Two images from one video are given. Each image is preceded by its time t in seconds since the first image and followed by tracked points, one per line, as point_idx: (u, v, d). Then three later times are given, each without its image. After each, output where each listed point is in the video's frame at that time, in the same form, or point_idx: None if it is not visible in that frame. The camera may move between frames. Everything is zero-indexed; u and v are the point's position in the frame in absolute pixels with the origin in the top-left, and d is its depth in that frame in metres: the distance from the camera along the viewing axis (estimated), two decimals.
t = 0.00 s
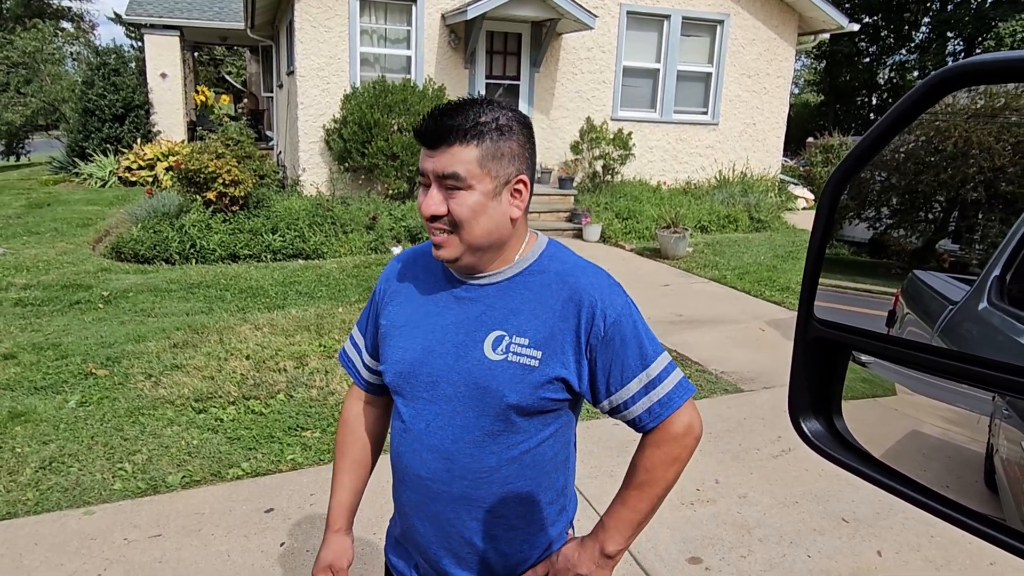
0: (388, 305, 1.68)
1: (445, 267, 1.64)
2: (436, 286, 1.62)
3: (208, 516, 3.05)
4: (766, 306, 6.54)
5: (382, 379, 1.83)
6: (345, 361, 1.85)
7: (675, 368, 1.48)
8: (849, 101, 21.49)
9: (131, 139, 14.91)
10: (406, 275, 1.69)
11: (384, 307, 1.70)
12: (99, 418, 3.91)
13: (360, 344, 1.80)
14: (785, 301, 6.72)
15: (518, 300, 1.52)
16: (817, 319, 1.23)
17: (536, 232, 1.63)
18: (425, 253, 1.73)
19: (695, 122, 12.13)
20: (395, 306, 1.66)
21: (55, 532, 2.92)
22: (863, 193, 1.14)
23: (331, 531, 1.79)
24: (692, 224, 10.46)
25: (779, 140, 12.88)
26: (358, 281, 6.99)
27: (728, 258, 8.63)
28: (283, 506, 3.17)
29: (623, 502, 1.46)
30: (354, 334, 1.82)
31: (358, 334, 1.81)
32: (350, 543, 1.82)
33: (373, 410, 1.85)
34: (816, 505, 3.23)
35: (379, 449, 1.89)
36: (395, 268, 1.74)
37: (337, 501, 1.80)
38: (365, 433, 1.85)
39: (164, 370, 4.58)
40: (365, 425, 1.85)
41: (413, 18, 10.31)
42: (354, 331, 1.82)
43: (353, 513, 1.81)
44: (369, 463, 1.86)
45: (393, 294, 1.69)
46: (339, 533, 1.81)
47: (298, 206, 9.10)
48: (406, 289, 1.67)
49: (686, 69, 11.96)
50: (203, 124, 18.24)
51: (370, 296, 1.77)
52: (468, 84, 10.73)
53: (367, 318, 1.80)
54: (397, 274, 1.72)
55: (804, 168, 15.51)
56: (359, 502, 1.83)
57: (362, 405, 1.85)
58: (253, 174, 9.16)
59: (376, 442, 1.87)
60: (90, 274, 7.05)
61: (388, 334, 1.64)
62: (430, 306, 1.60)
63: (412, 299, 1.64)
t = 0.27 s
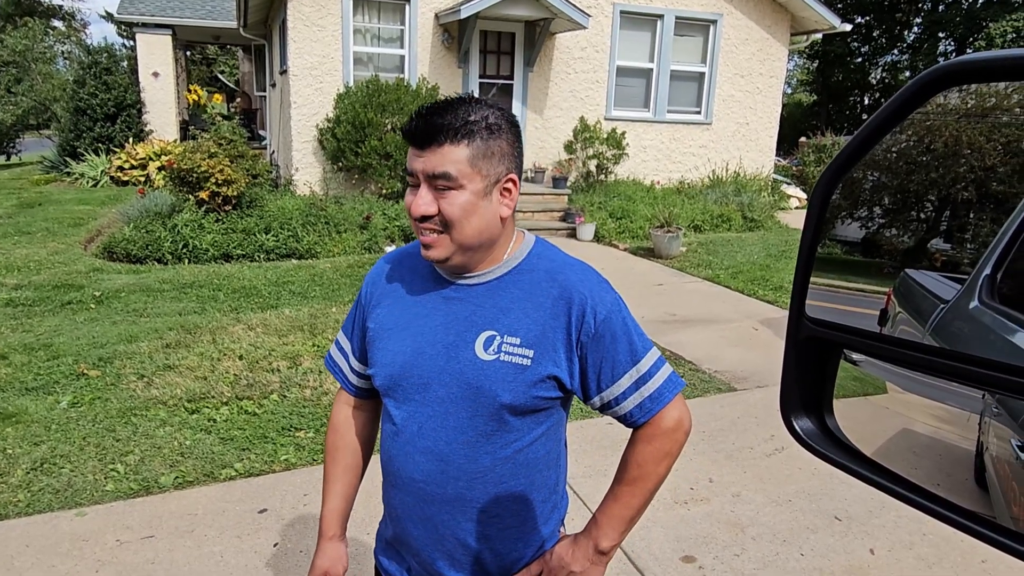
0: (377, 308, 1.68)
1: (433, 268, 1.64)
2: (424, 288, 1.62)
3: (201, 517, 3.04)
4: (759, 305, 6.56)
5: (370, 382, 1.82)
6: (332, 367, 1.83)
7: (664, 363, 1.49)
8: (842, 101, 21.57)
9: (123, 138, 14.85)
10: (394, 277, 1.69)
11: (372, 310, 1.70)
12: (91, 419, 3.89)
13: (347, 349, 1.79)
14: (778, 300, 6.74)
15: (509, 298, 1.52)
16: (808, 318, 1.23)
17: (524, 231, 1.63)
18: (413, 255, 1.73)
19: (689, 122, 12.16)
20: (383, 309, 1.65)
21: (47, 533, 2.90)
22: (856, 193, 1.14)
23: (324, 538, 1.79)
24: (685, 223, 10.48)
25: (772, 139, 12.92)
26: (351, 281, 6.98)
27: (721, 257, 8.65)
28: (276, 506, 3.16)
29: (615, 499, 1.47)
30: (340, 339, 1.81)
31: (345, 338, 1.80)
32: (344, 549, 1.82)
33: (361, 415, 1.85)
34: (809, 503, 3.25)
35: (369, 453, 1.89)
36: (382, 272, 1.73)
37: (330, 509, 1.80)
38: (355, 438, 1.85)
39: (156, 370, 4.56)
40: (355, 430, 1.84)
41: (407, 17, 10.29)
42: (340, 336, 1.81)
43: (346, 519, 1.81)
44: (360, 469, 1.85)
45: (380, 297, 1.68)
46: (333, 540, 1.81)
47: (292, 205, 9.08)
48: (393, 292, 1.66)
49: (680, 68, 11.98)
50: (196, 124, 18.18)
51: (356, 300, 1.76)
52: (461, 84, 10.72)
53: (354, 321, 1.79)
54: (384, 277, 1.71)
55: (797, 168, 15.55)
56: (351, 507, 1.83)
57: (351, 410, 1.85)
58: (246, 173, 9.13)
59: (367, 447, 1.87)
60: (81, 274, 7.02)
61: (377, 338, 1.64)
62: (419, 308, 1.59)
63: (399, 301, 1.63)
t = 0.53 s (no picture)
0: (369, 310, 1.68)
1: (425, 269, 1.64)
2: (416, 290, 1.62)
3: (194, 519, 3.03)
4: (752, 305, 6.58)
5: (363, 384, 1.82)
6: (325, 368, 1.84)
7: (657, 365, 1.50)
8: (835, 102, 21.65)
9: (116, 138, 14.79)
10: (386, 279, 1.69)
11: (364, 312, 1.70)
12: (84, 421, 3.87)
13: (340, 350, 1.79)
14: (771, 300, 6.76)
15: (501, 299, 1.53)
16: (800, 319, 1.24)
17: (515, 232, 1.64)
18: (405, 255, 1.73)
19: (682, 122, 12.18)
20: (375, 311, 1.66)
21: (39, 536, 2.89)
22: (848, 194, 1.15)
23: (318, 541, 1.79)
24: (679, 223, 10.50)
25: (765, 140, 12.96)
26: (345, 282, 6.97)
27: (715, 257, 8.67)
28: (270, 507, 3.16)
29: (608, 500, 1.47)
30: (333, 340, 1.81)
31: (337, 339, 1.80)
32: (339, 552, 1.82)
33: (354, 416, 1.85)
34: (802, 502, 3.26)
35: (363, 455, 1.89)
36: (373, 274, 1.73)
37: (324, 511, 1.80)
38: (348, 440, 1.85)
39: (149, 371, 4.55)
40: (348, 432, 1.84)
41: (400, 17, 10.29)
42: (332, 338, 1.81)
43: (339, 521, 1.81)
44: (354, 471, 1.85)
45: (373, 300, 1.68)
46: (327, 543, 1.80)
47: (285, 206, 9.05)
48: (385, 294, 1.66)
49: (673, 69, 12.00)
50: (189, 124, 18.13)
51: (348, 302, 1.76)
52: (455, 84, 10.72)
53: (346, 322, 1.79)
54: (376, 279, 1.71)
55: (790, 168, 15.61)
56: (345, 510, 1.83)
57: (344, 412, 1.85)
58: (239, 174, 9.10)
59: (360, 448, 1.87)
60: (74, 275, 6.99)
61: (369, 339, 1.64)
62: (411, 310, 1.60)
63: (391, 304, 1.64)
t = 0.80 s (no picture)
0: (363, 312, 1.68)
1: (420, 271, 1.64)
2: (410, 292, 1.62)
3: (189, 522, 3.02)
4: (747, 306, 6.59)
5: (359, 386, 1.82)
6: (320, 370, 1.83)
7: (653, 369, 1.49)
8: (827, 104, 21.75)
9: (108, 140, 14.74)
10: (382, 280, 1.69)
11: (359, 314, 1.70)
12: (77, 424, 3.86)
13: (335, 351, 1.79)
14: (765, 300, 6.78)
15: (496, 302, 1.53)
16: (795, 319, 1.24)
17: (510, 233, 1.64)
18: (400, 257, 1.73)
19: (676, 124, 12.21)
20: (370, 313, 1.66)
21: (32, 539, 2.87)
22: (842, 195, 1.15)
23: (313, 543, 1.78)
24: (673, 224, 10.52)
25: (758, 141, 13.01)
26: (340, 283, 6.96)
27: (709, 258, 8.70)
28: (265, 510, 3.15)
29: (603, 503, 1.47)
30: (327, 342, 1.80)
31: (332, 341, 1.80)
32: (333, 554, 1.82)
33: (349, 418, 1.84)
34: (797, 502, 3.27)
35: (358, 458, 1.88)
36: (368, 276, 1.73)
37: (319, 513, 1.80)
38: (343, 442, 1.85)
39: (142, 374, 4.53)
40: (343, 434, 1.84)
41: (394, 19, 10.29)
42: (326, 339, 1.81)
43: (334, 524, 1.81)
44: (348, 473, 1.85)
45: (367, 301, 1.68)
46: (321, 545, 1.80)
47: (280, 208, 9.04)
48: (380, 296, 1.66)
49: (667, 70, 12.03)
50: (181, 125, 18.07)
51: (343, 304, 1.76)
52: (449, 86, 10.72)
53: (341, 324, 1.79)
54: (370, 281, 1.71)
55: (783, 169, 15.66)
56: (340, 512, 1.83)
57: (339, 414, 1.84)
58: (233, 175, 9.08)
59: (355, 450, 1.87)
60: (67, 277, 6.96)
61: (363, 342, 1.64)
62: (407, 312, 1.59)
63: (386, 306, 1.63)
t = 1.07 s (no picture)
0: (360, 317, 1.67)
1: (420, 275, 1.63)
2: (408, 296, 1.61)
3: (184, 526, 3.01)
4: (742, 308, 6.61)
5: (355, 390, 1.82)
6: (315, 375, 1.82)
7: (652, 372, 1.50)
8: (821, 107, 21.84)
9: (103, 143, 14.69)
10: (379, 284, 1.68)
11: (355, 319, 1.69)
12: (71, 428, 3.84)
13: (331, 356, 1.78)
14: (760, 303, 6.80)
15: (494, 306, 1.53)
16: (789, 320, 1.25)
17: (510, 236, 1.65)
18: (395, 261, 1.72)
19: (671, 127, 12.24)
20: (367, 318, 1.65)
21: (26, 545, 2.86)
22: (835, 197, 1.16)
23: (310, 549, 1.78)
24: (668, 227, 10.54)
25: (753, 144, 13.04)
26: (335, 287, 6.95)
27: (704, 260, 8.72)
28: (261, 514, 3.14)
29: (602, 506, 1.48)
30: (323, 346, 1.79)
31: (328, 346, 1.79)
32: (330, 559, 1.82)
33: (344, 423, 1.84)
34: (792, 504, 3.28)
35: (355, 462, 1.88)
36: (364, 279, 1.72)
37: (315, 519, 1.79)
38: (340, 447, 1.84)
39: (137, 378, 4.52)
40: (339, 440, 1.84)
41: (389, 22, 10.29)
42: (322, 344, 1.80)
43: (331, 529, 1.80)
44: (345, 478, 1.85)
45: (364, 306, 1.68)
46: (318, 551, 1.80)
47: (274, 211, 9.02)
48: (376, 300, 1.65)
49: (662, 73, 12.06)
50: (176, 129, 18.02)
51: (339, 308, 1.75)
52: (445, 89, 10.73)
53: (337, 328, 1.78)
54: (366, 284, 1.70)
55: (778, 172, 15.71)
56: (337, 517, 1.82)
57: (336, 419, 1.84)
58: (228, 179, 9.06)
59: (352, 456, 1.87)
60: (60, 281, 6.94)
61: (360, 347, 1.63)
62: (404, 316, 1.59)
63: (383, 311, 1.63)
